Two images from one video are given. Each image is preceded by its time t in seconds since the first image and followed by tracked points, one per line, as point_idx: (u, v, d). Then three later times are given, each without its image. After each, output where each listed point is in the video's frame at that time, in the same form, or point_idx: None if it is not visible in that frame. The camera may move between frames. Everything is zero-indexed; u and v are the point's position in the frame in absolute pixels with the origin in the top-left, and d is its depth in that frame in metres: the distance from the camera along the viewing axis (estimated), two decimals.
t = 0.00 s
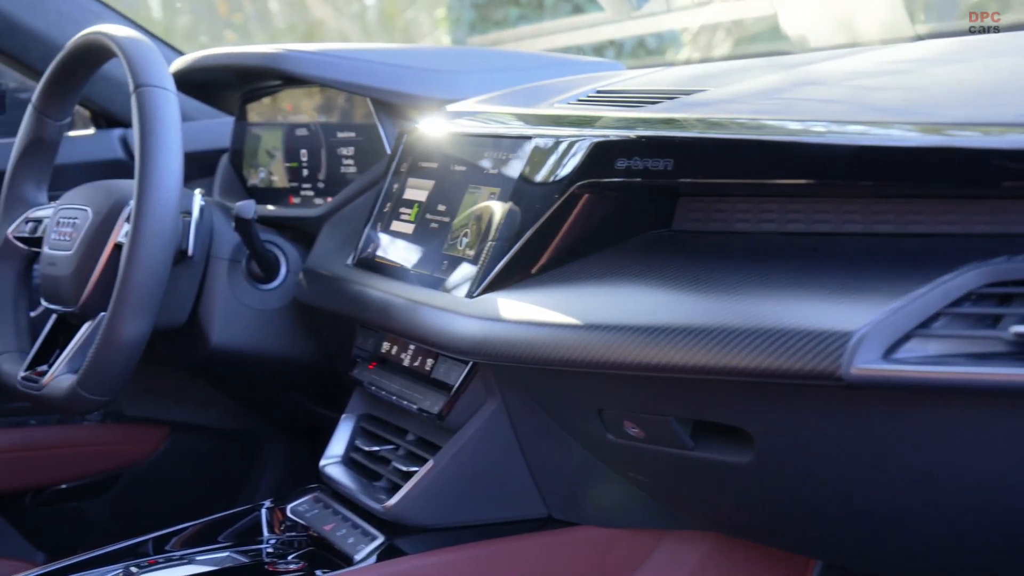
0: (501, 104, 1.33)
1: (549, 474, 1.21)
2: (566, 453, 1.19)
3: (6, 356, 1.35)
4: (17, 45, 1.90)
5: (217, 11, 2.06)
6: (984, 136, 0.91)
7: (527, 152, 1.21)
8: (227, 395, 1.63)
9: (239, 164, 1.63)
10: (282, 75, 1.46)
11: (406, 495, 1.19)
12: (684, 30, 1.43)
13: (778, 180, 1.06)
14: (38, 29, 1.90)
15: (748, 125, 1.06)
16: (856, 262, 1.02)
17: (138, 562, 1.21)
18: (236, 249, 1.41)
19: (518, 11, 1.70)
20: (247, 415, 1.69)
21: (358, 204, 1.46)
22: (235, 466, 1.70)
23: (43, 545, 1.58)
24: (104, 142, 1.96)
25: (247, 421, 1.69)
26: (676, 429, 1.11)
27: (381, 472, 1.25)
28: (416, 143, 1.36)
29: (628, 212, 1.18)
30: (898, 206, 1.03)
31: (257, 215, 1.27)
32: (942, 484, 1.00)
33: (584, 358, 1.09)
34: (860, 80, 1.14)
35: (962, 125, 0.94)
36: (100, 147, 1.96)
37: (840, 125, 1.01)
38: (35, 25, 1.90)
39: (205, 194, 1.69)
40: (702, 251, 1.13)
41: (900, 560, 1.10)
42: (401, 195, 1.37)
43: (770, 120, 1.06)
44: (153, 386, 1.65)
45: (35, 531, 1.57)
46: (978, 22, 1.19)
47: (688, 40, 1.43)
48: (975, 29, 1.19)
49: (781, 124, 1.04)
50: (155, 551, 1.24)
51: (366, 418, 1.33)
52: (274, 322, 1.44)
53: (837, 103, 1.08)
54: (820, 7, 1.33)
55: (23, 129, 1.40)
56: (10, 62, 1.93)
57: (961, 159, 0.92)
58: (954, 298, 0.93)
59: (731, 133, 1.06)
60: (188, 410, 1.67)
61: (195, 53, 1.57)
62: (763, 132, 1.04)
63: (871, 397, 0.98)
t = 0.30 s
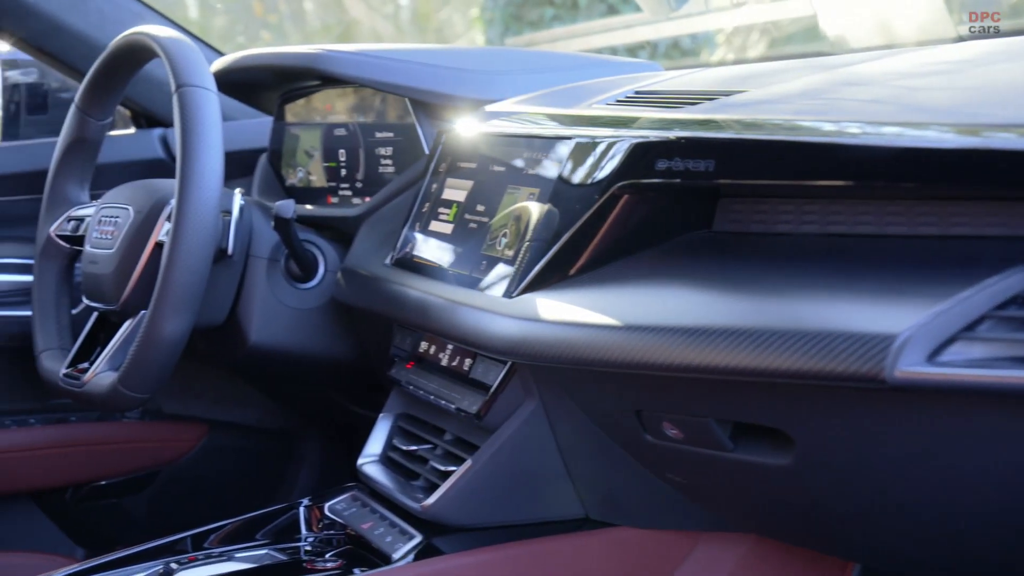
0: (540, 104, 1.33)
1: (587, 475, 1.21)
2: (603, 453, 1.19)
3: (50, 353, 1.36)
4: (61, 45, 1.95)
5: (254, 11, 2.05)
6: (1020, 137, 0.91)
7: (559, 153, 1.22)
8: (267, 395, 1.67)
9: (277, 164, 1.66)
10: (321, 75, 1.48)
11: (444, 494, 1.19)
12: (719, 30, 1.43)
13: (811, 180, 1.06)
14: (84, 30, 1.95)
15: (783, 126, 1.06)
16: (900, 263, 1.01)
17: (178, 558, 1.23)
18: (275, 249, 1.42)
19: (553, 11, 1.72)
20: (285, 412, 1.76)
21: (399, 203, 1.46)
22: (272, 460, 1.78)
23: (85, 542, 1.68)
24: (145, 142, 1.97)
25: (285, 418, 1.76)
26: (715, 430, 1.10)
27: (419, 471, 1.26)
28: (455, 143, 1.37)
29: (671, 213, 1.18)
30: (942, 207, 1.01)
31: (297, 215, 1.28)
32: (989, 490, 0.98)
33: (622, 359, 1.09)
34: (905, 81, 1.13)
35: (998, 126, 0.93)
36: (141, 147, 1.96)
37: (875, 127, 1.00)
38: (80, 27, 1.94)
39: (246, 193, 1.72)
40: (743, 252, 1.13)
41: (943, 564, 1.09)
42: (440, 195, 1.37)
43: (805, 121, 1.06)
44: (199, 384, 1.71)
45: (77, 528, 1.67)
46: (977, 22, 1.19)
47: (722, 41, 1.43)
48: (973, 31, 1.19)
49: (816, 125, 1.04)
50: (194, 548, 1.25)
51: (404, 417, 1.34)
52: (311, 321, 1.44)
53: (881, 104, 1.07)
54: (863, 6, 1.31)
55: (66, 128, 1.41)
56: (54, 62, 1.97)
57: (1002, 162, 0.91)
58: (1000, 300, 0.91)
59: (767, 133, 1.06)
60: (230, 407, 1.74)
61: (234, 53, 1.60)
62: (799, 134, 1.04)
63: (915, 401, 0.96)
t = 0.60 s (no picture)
0: (574, 104, 1.33)
1: (621, 475, 1.21)
2: (636, 452, 1.20)
3: (85, 351, 1.38)
4: (99, 46, 1.94)
5: (284, 11, 2.10)
6: None
7: (588, 153, 1.23)
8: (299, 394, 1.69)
9: (310, 163, 1.67)
10: (355, 74, 1.48)
11: (478, 493, 1.20)
12: (750, 31, 1.42)
13: (844, 181, 1.04)
14: (119, 30, 1.94)
15: (815, 126, 1.05)
16: (938, 267, 1.00)
17: (212, 555, 1.23)
18: (309, 248, 1.43)
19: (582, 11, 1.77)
20: (316, 412, 1.80)
21: (430, 203, 1.47)
22: (304, 461, 1.81)
23: (117, 538, 1.75)
24: (179, 142, 1.98)
25: (316, 419, 1.80)
26: (750, 432, 1.09)
27: (452, 471, 1.26)
28: (489, 143, 1.37)
29: (702, 214, 1.18)
30: (983, 210, 1.00)
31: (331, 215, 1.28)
32: None
33: (655, 359, 1.08)
34: (943, 82, 1.12)
35: None
36: (177, 147, 1.97)
37: (905, 128, 1.00)
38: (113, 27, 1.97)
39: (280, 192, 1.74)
40: (778, 253, 1.13)
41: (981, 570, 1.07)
42: (473, 195, 1.38)
43: (831, 121, 1.05)
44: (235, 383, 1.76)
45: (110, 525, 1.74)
46: (978, 22, 1.22)
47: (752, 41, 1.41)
48: (975, 31, 1.22)
49: (846, 125, 1.04)
50: (226, 545, 1.26)
51: (436, 417, 1.34)
52: (344, 321, 1.46)
53: (919, 105, 1.06)
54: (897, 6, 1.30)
55: (102, 127, 1.43)
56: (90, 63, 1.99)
57: None
58: None
59: (800, 133, 1.06)
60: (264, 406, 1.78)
61: (269, 53, 1.61)
62: (829, 133, 1.04)
63: (954, 405, 0.94)
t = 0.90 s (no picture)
0: (611, 105, 1.34)
1: (657, 476, 1.21)
2: (673, 453, 1.20)
3: (123, 348, 1.40)
4: (138, 46, 1.95)
5: (319, 12, 2.11)
6: None
7: (620, 153, 1.24)
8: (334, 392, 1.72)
9: (347, 163, 1.68)
10: (390, 74, 1.48)
11: (514, 493, 1.20)
12: (783, 32, 1.45)
13: (884, 182, 1.03)
14: (158, 31, 1.95)
15: (849, 127, 1.04)
16: (980, 269, 0.98)
17: (249, 553, 1.24)
18: (345, 246, 1.44)
19: (614, 11, 1.76)
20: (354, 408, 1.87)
21: (465, 203, 1.48)
22: (337, 457, 1.87)
23: (153, 534, 1.78)
24: (218, 141, 2.00)
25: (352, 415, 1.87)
26: (788, 434, 1.08)
27: (487, 471, 1.26)
28: (526, 144, 1.38)
29: (743, 217, 1.18)
30: None
31: (367, 214, 1.28)
32: None
33: (693, 361, 1.07)
34: (987, 81, 1.11)
35: None
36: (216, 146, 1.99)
37: (940, 128, 0.98)
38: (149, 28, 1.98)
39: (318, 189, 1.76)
40: (817, 253, 1.12)
41: None
42: (510, 195, 1.38)
43: (864, 122, 1.04)
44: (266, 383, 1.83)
45: (146, 520, 1.76)
46: (978, 23, 1.26)
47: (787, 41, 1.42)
48: (975, 30, 1.26)
49: (880, 127, 1.02)
50: (263, 543, 1.27)
51: (472, 417, 1.35)
52: (381, 321, 1.47)
53: (960, 104, 1.04)
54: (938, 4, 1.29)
55: (141, 126, 1.45)
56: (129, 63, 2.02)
57: None
58: None
59: (835, 133, 1.04)
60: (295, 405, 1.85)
61: (306, 53, 1.62)
62: (864, 134, 1.02)
63: (998, 409, 0.92)
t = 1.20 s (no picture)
0: (641, 105, 1.34)
1: (686, 476, 1.21)
2: (703, 453, 1.20)
3: (154, 347, 1.41)
4: (169, 46, 1.98)
5: (344, 11, 2.10)
6: None
7: (643, 153, 1.25)
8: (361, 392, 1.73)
9: (376, 163, 1.68)
10: (422, 73, 1.49)
11: (542, 495, 1.20)
12: (810, 33, 1.45)
13: (916, 183, 1.02)
14: (190, 30, 1.98)
15: (876, 129, 1.03)
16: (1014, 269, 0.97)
17: (278, 551, 1.24)
18: (375, 246, 1.45)
19: (641, 12, 1.76)
20: (380, 407, 1.89)
21: (495, 203, 1.49)
22: (365, 455, 1.91)
23: (183, 531, 1.83)
24: (248, 141, 2.01)
25: (378, 414, 1.90)
26: (819, 435, 1.08)
27: (516, 471, 1.27)
28: (554, 144, 1.39)
29: (774, 217, 1.17)
30: None
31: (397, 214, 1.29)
32: None
33: (723, 362, 1.07)
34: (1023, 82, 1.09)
35: None
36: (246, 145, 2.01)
37: (969, 130, 0.97)
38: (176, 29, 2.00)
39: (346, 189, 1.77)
40: (850, 255, 1.11)
41: None
42: (539, 195, 1.39)
43: (891, 123, 1.03)
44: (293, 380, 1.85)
45: (177, 517, 1.81)
46: (978, 22, 1.27)
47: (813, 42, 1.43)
48: (976, 30, 1.28)
49: (907, 128, 1.01)
50: (291, 541, 1.27)
51: (500, 417, 1.35)
52: (409, 320, 1.48)
53: (994, 104, 1.03)
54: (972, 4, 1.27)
55: (172, 126, 1.46)
56: (159, 63, 2.02)
57: None
58: None
59: (862, 134, 1.04)
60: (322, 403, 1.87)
61: (336, 53, 1.64)
62: (892, 135, 1.01)
63: None
